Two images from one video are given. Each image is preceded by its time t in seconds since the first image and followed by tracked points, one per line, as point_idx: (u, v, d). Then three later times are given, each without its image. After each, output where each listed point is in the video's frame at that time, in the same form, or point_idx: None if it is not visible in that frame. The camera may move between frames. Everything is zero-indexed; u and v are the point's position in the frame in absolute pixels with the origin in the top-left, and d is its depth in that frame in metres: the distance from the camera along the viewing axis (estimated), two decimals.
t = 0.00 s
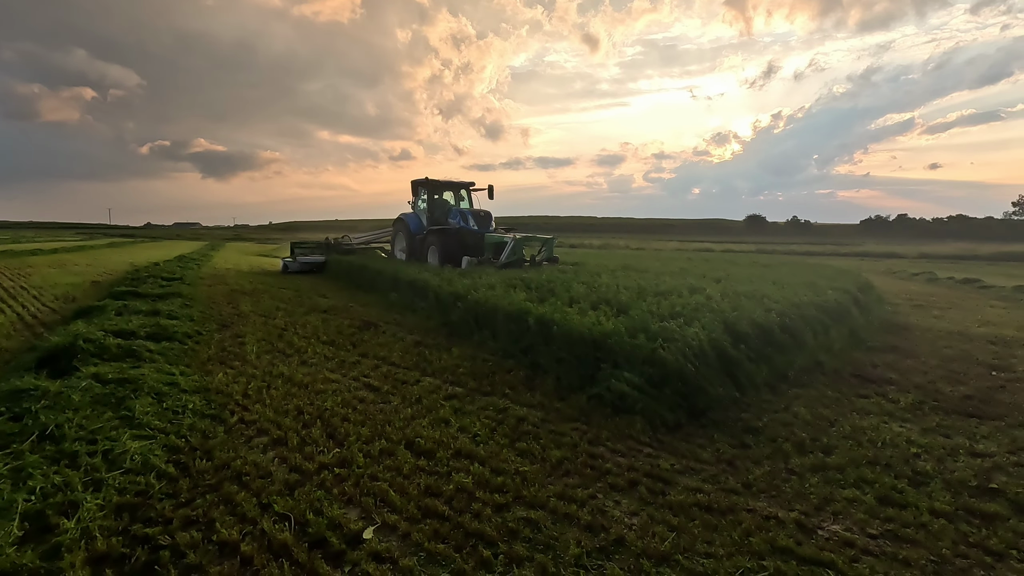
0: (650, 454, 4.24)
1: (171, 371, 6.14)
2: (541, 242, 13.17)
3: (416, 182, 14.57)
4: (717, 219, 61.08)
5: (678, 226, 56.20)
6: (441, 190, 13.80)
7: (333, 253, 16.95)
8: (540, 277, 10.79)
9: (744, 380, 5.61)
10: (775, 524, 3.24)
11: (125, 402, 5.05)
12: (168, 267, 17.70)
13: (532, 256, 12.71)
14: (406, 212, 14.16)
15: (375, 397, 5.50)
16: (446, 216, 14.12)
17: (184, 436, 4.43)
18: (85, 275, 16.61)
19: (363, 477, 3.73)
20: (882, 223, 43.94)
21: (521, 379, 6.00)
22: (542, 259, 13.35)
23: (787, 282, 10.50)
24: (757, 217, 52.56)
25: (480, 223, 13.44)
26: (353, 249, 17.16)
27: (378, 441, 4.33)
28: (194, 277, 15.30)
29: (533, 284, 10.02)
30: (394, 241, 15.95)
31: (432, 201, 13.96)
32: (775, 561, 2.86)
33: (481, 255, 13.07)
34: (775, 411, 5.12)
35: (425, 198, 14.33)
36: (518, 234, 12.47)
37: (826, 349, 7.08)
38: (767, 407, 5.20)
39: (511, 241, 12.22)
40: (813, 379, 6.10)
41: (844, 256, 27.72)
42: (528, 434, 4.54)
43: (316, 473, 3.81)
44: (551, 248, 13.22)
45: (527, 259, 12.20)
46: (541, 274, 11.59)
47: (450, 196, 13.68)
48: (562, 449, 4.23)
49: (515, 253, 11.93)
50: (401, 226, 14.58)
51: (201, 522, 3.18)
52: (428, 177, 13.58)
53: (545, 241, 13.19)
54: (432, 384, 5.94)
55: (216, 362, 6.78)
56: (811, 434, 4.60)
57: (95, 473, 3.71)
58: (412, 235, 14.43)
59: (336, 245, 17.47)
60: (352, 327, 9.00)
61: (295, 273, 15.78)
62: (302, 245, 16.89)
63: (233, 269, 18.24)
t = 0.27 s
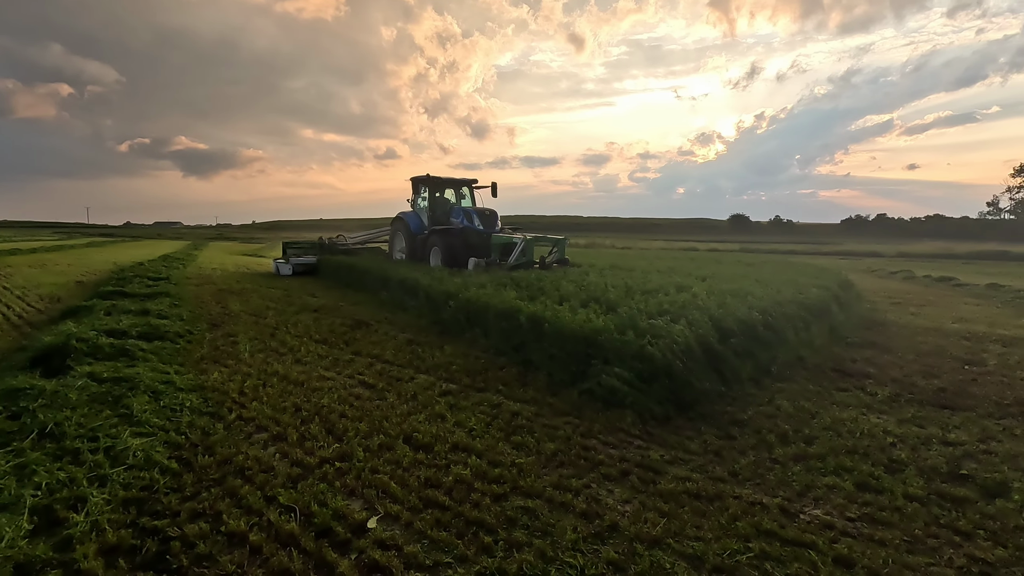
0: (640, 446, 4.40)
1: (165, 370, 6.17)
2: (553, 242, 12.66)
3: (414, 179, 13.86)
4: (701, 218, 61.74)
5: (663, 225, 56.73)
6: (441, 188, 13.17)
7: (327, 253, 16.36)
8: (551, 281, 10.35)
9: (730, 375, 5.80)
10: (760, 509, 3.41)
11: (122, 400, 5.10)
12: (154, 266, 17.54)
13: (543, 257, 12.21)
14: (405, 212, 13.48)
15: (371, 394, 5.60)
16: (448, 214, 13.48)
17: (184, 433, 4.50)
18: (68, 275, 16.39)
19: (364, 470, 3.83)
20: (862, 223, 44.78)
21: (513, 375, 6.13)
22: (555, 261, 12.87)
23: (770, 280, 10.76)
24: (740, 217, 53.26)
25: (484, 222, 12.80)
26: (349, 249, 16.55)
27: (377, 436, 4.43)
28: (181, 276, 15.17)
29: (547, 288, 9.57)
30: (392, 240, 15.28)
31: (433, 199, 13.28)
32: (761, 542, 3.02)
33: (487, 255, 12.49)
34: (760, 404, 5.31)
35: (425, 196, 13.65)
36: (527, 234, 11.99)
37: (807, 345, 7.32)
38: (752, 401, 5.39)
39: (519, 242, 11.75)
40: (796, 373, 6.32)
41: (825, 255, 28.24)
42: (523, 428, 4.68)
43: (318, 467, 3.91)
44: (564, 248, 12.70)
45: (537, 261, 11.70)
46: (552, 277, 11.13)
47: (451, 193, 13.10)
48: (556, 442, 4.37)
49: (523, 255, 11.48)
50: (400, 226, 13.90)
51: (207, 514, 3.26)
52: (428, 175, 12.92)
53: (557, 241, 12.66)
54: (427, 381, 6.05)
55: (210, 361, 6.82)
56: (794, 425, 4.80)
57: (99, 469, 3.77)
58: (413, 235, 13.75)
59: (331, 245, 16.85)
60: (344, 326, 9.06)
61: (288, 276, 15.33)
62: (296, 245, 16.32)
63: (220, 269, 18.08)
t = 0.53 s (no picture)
0: (631, 441, 4.52)
1: (157, 371, 6.17)
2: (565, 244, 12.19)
3: (414, 178, 13.30)
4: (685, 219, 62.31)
5: (648, 225, 57.21)
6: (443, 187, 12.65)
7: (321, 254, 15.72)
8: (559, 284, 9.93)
9: (717, 372, 5.96)
10: (747, 499, 3.54)
11: (116, 401, 5.10)
12: (137, 267, 17.33)
13: (552, 260, 11.78)
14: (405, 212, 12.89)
15: (365, 393, 5.65)
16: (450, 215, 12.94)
17: (180, 433, 4.52)
18: (49, 276, 16.13)
19: (363, 468, 3.90)
20: (842, 223, 45.56)
21: (506, 373, 6.22)
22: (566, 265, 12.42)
23: (754, 280, 10.97)
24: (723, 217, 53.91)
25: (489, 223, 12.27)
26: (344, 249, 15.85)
27: (374, 435, 4.50)
28: (165, 277, 15.01)
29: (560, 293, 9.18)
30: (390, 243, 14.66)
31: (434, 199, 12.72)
32: (749, 531, 3.14)
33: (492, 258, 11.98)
34: (747, 400, 5.47)
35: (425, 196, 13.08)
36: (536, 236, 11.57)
37: (790, 342, 7.51)
38: (738, 397, 5.55)
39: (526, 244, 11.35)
40: (780, 370, 6.50)
41: (807, 254, 28.70)
42: (516, 425, 4.78)
43: (316, 465, 3.97)
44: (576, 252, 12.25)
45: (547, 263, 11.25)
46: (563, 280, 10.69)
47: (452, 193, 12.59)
48: (549, 439, 4.47)
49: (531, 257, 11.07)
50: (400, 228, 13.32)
51: (210, 512, 3.31)
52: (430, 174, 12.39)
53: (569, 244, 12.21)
54: (420, 380, 6.11)
55: (202, 362, 6.82)
56: (778, 420, 4.96)
57: (98, 469, 3.79)
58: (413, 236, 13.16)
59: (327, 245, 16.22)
60: (334, 326, 9.08)
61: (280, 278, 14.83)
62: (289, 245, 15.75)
63: (205, 270, 17.90)
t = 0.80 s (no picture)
0: (623, 436, 4.60)
1: (144, 372, 6.09)
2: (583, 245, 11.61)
3: (413, 174, 12.67)
4: (667, 217, 62.91)
5: (630, 224, 57.68)
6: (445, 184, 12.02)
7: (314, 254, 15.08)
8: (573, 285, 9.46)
9: (704, 368, 6.08)
10: (737, 490, 3.64)
11: (104, 402, 5.04)
12: (115, 266, 16.99)
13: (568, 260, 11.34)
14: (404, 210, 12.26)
15: (357, 392, 5.65)
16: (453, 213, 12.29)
17: (172, 434, 4.49)
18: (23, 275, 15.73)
19: (359, 465, 3.92)
20: (820, 221, 46.43)
21: (497, 371, 6.26)
22: (582, 266, 11.91)
23: (737, 277, 11.18)
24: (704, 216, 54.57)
25: (495, 222, 11.60)
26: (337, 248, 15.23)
27: (368, 433, 4.51)
28: (145, 276, 14.74)
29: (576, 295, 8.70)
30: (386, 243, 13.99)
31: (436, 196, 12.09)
32: (740, 521, 3.24)
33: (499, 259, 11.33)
34: (733, 395, 5.60)
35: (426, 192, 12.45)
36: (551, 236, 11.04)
37: (774, 338, 7.68)
38: (725, 392, 5.67)
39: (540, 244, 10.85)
40: (764, 366, 6.65)
41: (786, 253, 29.18)
42: (509, 422, 4.83)
43: (312, 463, 3.98)
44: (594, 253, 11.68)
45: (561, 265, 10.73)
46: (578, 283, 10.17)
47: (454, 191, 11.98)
48: (543, 434, 4.53)
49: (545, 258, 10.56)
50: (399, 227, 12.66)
51: (207, 511, 3.31)
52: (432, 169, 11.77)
53: (586, 244, 11.65)
54: (411, 378, 6.13)
55: (188, 362, 6.75)
56: (765, 414, 5.09)
57: (89, 471, 3.76)
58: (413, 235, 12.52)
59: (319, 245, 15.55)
60: (322, 325, 9.03)
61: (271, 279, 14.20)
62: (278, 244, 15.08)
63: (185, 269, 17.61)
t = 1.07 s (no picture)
0: (619, 433, 4.64)
1: (132, 373, 6.00)
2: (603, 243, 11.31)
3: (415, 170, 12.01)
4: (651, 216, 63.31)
5: (615, 223, 57.92)
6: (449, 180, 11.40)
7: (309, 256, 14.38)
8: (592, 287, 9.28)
9: (696, 364, 6.16)
10: (734, 484, 3.70)
11: (94, 403, 4.96)
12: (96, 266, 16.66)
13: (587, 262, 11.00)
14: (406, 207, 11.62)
15: (351, 391, 5.63)
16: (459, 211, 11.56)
17: (166, 434, 4.44)
18: None
19: (358, 465, 3.90)
20: (801, 219, 47.13)
21: (491, 369, 6.27)
22: (600, 267, 11.68)
23: (724, 275, 11.31)
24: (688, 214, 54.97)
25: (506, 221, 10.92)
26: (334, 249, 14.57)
27: (366, 432, 4.50)
28: (126, 276, 14.47)
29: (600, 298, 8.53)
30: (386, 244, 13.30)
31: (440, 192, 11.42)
32: (739, 514, 3.29)
33: (511, 259, 10.65)
34: (725, 391, 5.68)
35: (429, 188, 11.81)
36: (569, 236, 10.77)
37: (763, 335, 7.79)
38: (717, 388, 5.75)
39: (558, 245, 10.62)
40: (754, 362, 6.75)
41: (770, 251, 29.53)
42: (506, 420, 4.84)
43: (311, 463, 3.96)
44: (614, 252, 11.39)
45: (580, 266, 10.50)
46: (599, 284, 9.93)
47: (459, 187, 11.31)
48: (540, 432, 4.56)
49: (563, 259, 10.34)
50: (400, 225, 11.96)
51: (207, 512, 3.28)
52: (435, 164, 11.14)
53: (606, 243, 11.35)
54: (406, 377, 6.11)
55: (178, 363, 6.66)
56: (757, 410, 5.17)
57: (84, 473, 3.69)
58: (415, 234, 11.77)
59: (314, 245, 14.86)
60: (312, 325, 8.96)
61: (264, 283, 13.55)
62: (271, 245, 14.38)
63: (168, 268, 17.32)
